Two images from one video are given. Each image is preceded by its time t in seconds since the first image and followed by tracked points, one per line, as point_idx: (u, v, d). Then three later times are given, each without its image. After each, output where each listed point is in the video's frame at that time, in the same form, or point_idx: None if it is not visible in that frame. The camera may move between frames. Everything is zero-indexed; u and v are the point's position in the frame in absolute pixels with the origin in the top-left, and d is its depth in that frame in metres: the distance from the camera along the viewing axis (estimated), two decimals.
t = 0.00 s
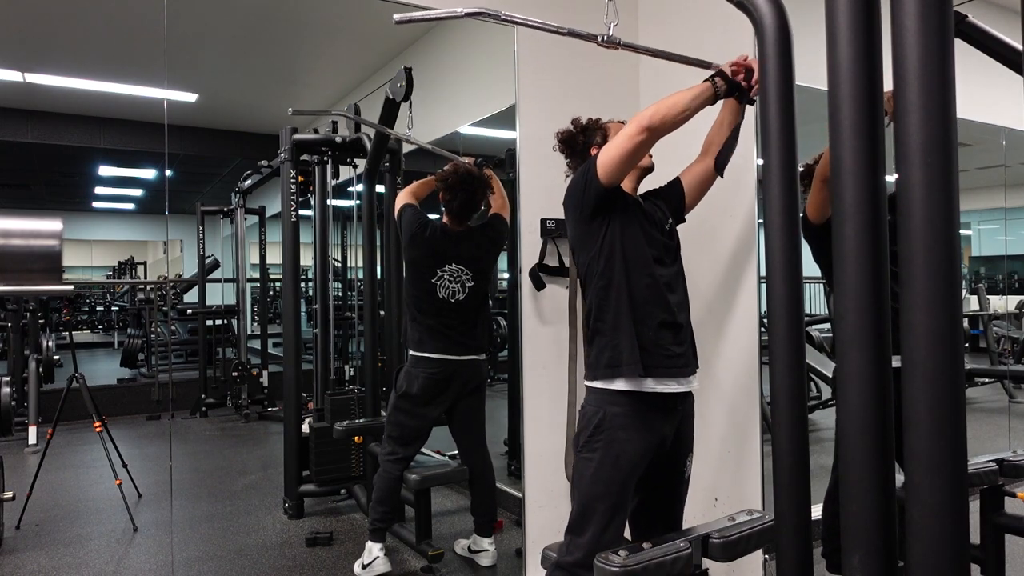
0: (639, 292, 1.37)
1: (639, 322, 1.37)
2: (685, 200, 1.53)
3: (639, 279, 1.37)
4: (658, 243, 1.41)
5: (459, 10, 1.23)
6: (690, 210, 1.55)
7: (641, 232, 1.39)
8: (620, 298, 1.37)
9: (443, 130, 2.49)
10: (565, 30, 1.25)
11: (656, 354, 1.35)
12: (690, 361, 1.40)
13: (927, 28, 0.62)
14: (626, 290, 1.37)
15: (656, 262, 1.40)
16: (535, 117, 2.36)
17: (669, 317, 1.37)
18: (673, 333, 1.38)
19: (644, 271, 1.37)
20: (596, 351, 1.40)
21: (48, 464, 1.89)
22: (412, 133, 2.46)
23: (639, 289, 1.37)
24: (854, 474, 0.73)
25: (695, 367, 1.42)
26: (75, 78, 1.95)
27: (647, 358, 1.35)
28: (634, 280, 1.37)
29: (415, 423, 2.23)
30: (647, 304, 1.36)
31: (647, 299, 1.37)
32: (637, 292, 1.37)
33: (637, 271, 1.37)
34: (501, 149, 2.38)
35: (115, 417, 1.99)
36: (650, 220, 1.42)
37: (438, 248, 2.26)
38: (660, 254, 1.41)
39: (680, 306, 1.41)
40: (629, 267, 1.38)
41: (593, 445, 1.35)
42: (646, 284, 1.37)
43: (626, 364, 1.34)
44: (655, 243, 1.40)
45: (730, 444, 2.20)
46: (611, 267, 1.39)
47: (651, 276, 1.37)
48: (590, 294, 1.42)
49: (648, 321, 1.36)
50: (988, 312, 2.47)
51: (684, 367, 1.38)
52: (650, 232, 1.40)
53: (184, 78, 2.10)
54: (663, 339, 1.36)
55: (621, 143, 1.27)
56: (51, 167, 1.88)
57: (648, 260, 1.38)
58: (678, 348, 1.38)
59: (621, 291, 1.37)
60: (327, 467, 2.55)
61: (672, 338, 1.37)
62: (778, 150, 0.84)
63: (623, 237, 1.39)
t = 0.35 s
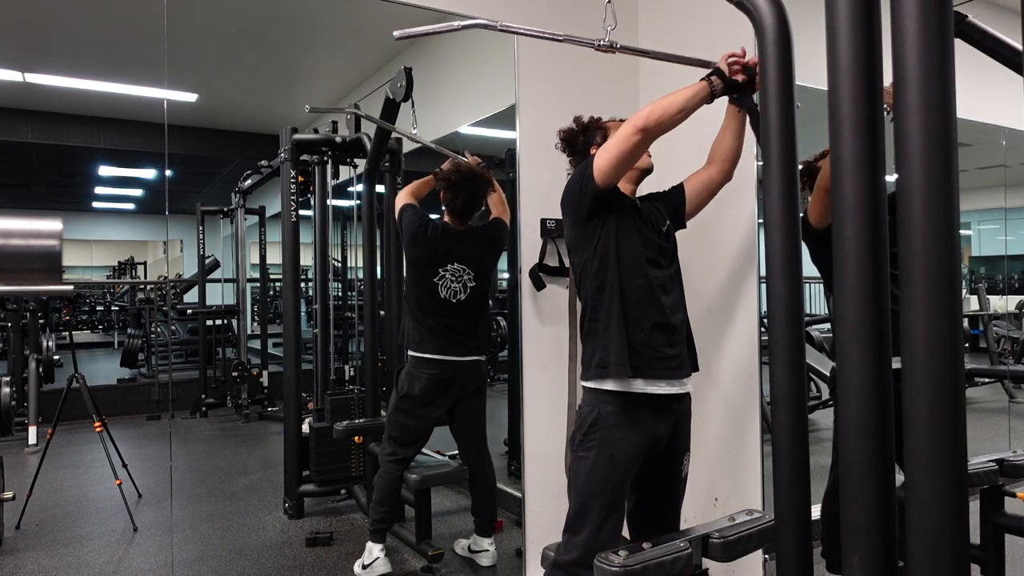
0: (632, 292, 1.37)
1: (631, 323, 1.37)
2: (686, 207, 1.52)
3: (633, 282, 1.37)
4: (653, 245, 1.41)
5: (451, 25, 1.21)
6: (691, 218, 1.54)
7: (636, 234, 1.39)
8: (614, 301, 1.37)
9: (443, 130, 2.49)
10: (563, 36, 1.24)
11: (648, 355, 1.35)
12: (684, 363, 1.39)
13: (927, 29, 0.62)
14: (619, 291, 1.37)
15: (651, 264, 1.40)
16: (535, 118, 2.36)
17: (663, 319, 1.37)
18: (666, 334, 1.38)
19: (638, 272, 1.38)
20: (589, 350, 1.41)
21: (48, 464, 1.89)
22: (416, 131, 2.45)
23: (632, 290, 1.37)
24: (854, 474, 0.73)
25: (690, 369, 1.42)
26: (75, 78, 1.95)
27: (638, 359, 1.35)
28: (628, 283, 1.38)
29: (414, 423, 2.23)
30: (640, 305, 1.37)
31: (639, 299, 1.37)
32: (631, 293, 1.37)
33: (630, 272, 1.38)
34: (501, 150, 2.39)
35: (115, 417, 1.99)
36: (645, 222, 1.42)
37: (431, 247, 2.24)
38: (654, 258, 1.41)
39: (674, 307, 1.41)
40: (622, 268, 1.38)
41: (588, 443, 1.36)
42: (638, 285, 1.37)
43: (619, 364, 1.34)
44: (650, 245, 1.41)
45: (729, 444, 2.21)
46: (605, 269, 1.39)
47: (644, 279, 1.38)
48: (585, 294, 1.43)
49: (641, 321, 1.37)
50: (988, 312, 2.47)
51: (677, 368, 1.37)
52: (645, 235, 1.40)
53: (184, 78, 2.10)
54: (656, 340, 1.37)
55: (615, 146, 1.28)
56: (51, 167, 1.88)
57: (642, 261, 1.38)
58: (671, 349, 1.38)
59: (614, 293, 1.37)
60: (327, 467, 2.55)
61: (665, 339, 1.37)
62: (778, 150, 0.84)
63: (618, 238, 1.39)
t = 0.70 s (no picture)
0: (626, 296, 1.38)
1: (626, 326, 1.37)
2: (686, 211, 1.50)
3: (626, 285, 1.38)
4: (648, 249, 1.40)
5: (444, 14, 1.20)
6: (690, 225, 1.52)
7: (630, 238, 1.39)
8: (606, 305, 1.38)
9: (443, 130, 2.50)
10: (554, 32, 1.23)
11: (643, 359, 1.35)
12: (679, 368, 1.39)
13: (927, 29, 0.62)
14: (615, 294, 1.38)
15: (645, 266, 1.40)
16: (535, 118, 2.36)
17: (659, 322, 1.37)
18: (662, 339, 1.38)
19: (633, 276, 1.38)
20: (586, 355, 1.41)
21: (48, 464, 1.89)
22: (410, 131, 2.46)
23: (626, 294, 1.38)
24: (854, 474, 0.73)
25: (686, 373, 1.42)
26: (75, 78, 1.95)
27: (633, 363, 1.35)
28: (622, 287, 1.38)
29: (415, 424, 2.23)
30: (636, 309, 1.37)
31: (634, 302, 1.37)
32: (626, 296, 1.38)
33: (625, 276, 1.38)
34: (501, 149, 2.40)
35: (115, 417, 2.00)
36: (644, 225, 1.40)
37: (432, 249, 2.22)
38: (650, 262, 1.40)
39: (671, 311, 1.41)
40: (617, 271, 1.38)
41: (585, 443, 1.36)
42: (634, 288, 1.37)
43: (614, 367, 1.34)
44: (644, 248, 1.39)
45: (728, 444, 2.21)
46: (599, 273, 1.39)
47: (639, 283, 1.38)
48: (580, 297, 1.44)
49: (637, 324, 1.37)
50: (988, 312, 2.47)
51: (672, 373, 1.37)
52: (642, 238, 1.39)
53: (184, 78, 2.10)
54: (651, 343, 1.36)
55: (607, 160, 1.28)
56: (51, 167, 1.87)
57: (637, 265, 1.38)
58: (667, 352, 1.38)
59: (608, 298, 1.38)
60: (327, 467, 2.56)
61: (660, 343, 1.37)
62: (778, 150, 0.84)
63: (613, 242, 1.39)
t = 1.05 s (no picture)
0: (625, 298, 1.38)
1: (626, 328, 1.37)
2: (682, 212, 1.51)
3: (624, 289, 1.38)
4: (648, 250, 1.40)
5: None
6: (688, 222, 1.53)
7: (629, 240, 1.39)
8: (604, 308, 1.37)
9: (443, 130, 2.50)
10: (554, 24, 1.24)
11: (644, 362, 1.35)
12: (680, 370, 1.39)
13: (927, 29, 0.62)
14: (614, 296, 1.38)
15: (644, 268, 1.40)
16: (535, 118, 2.36)
17: (658, 323, 1.38)
18: (663, 340, 1.39)
19: (633, 278, 1.38)
20: (584, 357, 1.41)
21: (48, 464, 1.89)
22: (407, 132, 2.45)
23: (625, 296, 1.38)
24: (854, 474, 0.73)
25: (687, 374, 1.42)
26: (75, 78, 1.95)
27: (633, 364, 1.35)
28: (621, 289, 1.38)
29: (415, 424, 2.23)
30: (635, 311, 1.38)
31: (634, 302, 1.38)
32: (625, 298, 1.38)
33: (624, 278, 1.39)
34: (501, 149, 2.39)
35: (115, 417, 2.00)
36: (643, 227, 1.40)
37: (434, 251, 2.23)
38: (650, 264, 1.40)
39: (670, 313, 1.41)
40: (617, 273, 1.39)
41: (584, 444, 1.36)
42: (633, 289, 1.38)
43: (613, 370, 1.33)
44: (643, 250, 1.40)
45: (728, 444, 2.21)
46: (597, 277, 1.39)
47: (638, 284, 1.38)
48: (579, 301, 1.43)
49: (637, 326, 1.37)
50: (988, 312, 2.47)
51: (672, 374, 1.37)
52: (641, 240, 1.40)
53: (184, 78, 2.09)
54: (651, 344, 1.37)
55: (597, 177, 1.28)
56: (50, 167, 1.87)
57: (636, 267, 1.39)
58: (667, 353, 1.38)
59: (608, 300, 1.38)
60: (327, 467, 2.56)
61: (659, 343, 1.38)
62: (778, 151, 0.84)
63: (613, 244, 1.39)
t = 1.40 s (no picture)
0: (625, 298, 1.38)
1: (626, 329, 1.37)
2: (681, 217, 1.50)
3: (626, 289, 1.38)
4: (647, 252, 1.40)
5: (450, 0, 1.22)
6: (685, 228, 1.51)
7: (628, 241, 1.39)
8: (604, 308, 1.37)
9: (443, 130, 2.49)
10: (556, 27, 1.24)
11: (643, 363, 1.35)
12: (679, 370, 1.40)
13: (927, 29, 0.62)
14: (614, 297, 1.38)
15: (643, 269, 1.40)
16: (535, 118, 2.36)
17: (658, 323, 1.38)
18: (661, 340, 1.38)
19: (632, 279, 1.38)
20: (584, 357, 1.41)
21: (48, 464, 1.89)
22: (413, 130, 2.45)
23: (626, 296, 1.38)
24: (854, 474, 0.73)
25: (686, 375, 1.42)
26: (75, 78, 1.95)
27: (632, 365, 1.35)
28: (621, 290, 1.38)
29: (414, 423, 2.23)
30: (636, 312, 1.37)
31: (635, 303, 1.37)
32: (625, 299, 1.38)
33: (624, 279, 1.38)
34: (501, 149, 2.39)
35: (115, 417, 2.00)
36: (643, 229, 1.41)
37: (432, 249, 2.23)
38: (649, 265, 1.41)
39: (670, 314, 1.41)
40: (617, 275, 1.38)
41: (584, 444, 1.36)
42: (633, 289, 1.38)
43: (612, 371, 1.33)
44: (643, 252, 1.40)
45: (728, 444, 2.21)
46: (597, 277, 1.39)
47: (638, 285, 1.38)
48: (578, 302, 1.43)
49: (638, 327, 1.37)
50: (988, 312, 2.47)
51: (670, 375, 1.38)
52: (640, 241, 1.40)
53: (184, 78, 2.10)
54: (651, 345, 1.37)
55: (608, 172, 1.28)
56: (51, 167, 1.87)
57: (636, 268, 1.39)
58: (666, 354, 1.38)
59: (608, 301, 1.38)
60: (327, 467, 2.55)
61: (660, 344, 1.38)
62: (778, 152, 0.84)
63: (613, 245, 1.39)
